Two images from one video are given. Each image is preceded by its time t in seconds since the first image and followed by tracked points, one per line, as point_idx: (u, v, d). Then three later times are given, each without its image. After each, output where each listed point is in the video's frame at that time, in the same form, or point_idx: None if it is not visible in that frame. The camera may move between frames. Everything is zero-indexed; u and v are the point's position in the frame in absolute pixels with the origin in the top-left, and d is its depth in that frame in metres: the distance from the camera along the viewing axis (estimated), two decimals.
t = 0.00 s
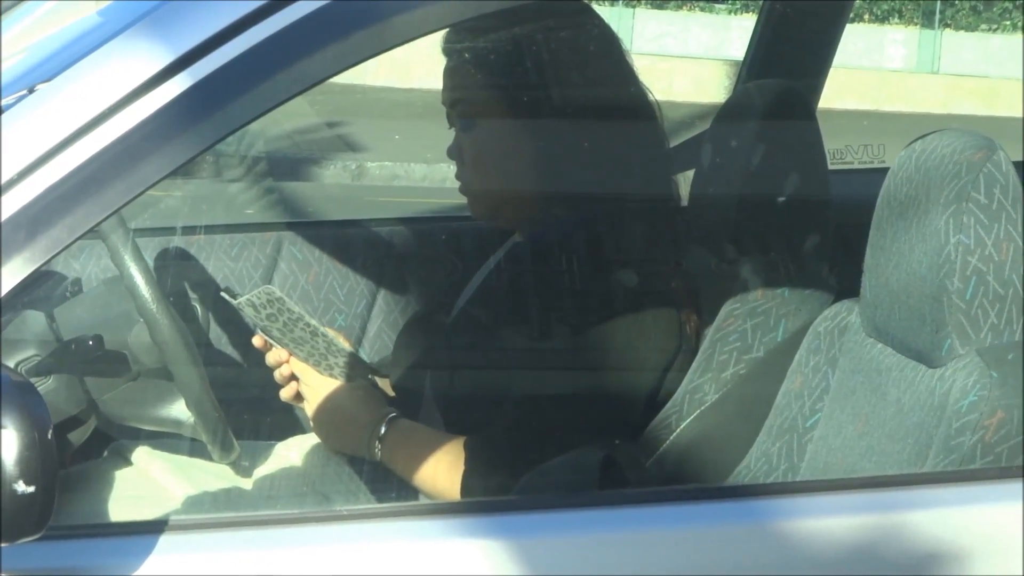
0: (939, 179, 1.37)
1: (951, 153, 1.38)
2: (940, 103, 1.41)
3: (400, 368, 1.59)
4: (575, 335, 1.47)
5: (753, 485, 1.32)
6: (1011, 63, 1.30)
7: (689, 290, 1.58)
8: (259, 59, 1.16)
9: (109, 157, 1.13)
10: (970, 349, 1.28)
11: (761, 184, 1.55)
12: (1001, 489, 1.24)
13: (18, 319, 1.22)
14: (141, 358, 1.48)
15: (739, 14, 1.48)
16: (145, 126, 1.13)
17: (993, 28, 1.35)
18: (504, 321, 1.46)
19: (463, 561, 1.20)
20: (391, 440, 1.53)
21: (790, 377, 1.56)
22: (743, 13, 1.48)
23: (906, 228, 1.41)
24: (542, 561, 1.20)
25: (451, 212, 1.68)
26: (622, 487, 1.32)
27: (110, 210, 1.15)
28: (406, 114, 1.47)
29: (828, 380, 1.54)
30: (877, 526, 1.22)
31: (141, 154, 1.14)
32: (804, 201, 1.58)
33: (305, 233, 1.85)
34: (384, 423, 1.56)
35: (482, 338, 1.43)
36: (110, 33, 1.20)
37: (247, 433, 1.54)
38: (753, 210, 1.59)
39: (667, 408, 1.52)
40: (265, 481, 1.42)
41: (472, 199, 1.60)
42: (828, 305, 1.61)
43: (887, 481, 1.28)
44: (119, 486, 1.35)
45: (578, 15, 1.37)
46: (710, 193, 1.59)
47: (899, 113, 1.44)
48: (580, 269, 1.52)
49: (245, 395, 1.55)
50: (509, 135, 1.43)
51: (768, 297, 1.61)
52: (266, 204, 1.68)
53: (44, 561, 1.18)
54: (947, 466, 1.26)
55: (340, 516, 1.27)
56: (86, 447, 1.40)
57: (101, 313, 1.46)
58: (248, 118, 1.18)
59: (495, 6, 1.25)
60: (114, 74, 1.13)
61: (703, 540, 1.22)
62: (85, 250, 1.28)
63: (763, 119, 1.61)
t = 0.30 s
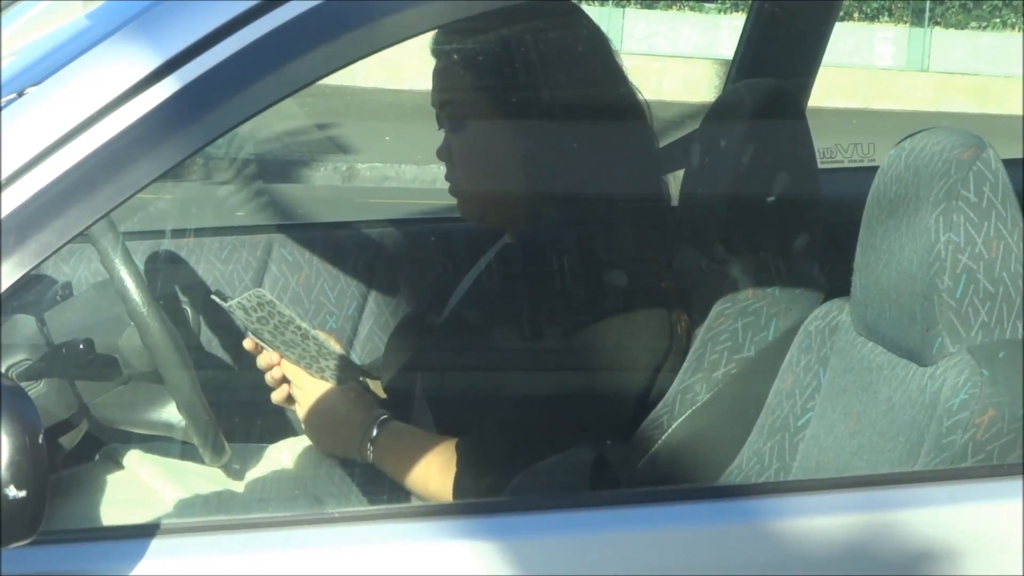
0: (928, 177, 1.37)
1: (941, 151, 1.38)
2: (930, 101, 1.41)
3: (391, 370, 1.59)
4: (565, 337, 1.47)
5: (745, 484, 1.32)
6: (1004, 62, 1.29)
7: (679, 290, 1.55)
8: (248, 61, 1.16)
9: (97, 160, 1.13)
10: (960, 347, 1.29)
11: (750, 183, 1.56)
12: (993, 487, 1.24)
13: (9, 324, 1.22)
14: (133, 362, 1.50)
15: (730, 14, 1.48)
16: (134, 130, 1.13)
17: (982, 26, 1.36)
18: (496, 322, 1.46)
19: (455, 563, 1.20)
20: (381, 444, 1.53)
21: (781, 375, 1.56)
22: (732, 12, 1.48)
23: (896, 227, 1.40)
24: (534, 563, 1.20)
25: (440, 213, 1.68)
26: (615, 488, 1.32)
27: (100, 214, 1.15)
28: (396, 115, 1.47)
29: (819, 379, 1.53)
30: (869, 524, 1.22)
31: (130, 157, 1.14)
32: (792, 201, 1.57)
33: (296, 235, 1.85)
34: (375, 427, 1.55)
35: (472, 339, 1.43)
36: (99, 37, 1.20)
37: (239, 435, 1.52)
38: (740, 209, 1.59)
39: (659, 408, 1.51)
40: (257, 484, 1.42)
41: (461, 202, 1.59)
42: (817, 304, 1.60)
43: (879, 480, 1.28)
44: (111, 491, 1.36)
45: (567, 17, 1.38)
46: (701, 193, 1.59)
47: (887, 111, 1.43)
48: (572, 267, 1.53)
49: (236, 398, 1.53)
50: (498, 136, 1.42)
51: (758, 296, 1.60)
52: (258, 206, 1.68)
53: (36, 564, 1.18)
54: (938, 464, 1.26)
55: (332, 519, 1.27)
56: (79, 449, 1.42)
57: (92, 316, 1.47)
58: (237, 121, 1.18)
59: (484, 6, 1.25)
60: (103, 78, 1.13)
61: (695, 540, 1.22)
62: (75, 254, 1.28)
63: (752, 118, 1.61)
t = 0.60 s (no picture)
0: (919, 178, 1.37)
1: (932, 153, 1.38)
2: (920, 103, 1.41)
3: (384, 373, 1.59)
4: (558, 339, 1.47)
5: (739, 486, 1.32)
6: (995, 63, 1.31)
7: (672, 290, 1.56)
8: (241, 65, 1.16)
9: (89, 165, 1.13)
10: (952, 348, 1.29)
11: (742, 184, 1.58)
12: (985, 488, 1.24)
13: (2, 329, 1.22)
14: (125, 366, 1.50)
15: (721, 15, 1.47)
16: (125, 135, 1.13)
17: (973, 27, 1.35)
18: (488, 323, 1.46)
19: (448, 566, 1.21)
20: (376, 446, 1.53)
21: (773, 377, 1.56)
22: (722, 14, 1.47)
23: (887, 227, 1.41)
24: (528, 565, 1.20)
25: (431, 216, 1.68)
26: (609, 490, 1.32)
27: (92, 219, 1.15)
28: (387, 119, 1.47)
29: (812, 380, 1.53)
30: (861, 525, 1.22)
31: (122, 162, 1.14)
32: (785, 202, 1.58)
33: (288, 239, 1.85)
34: (368, 430, 1.56)
35: (465, 342, 1.43)
36: (88, 41, 1.19)
37: (231, 438, 1.53)
38: (733, 211, 1.59)
39: (650, 412, 1.52)
40: (250, 487, 1.41)
41: (455, 206, 1.57)
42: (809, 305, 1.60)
43: (872, 481, 1.28)
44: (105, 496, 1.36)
45: (554, 19, 1.37)
46: (693, 194, 1.60)
47: (877, 113, 1.44)
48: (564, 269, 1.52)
49: (229, 402, 1.54)
50: (487, 137, 1.41)
51: (751, 297, 1.60)
52: (250, 210, 1.68)
53: (29, 568, 1.18)
54: (931, 465, 1.26)
55: (324, 523, 1.27)
56: (72, 453, 1.43)
57: (86, 321, 1.44)
58: (228, 126, 1.18)
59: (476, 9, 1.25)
60: (94, 83, 1.13)
61: (688, 541, 1.22)
62: (68, 259, 1.28)
63: (744, 119, 1.61)
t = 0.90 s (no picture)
0: (912, 176, 1.37)
1: (925, 151, 1.38)
2: (913, 101, 1.42)
3: (378, 374, 1.59)
4: (552, 341, 1.45)
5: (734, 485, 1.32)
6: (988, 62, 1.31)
7: (664, 291, 1.55)
8: (233, 68, 1.16)
9: (81, 169, 1.13)
10: (946, 347, 1.29)
11: (734, 184, 1.57)
12: (979, 487, 1.24)
13: None
14: (118, 368, 1.48)
15: (713, 15, 1.47)
16: (118, 137, 1.13)
17: (965, 25, 1.33)
18: (481, 326, 1.44)
19: (443, 567, 1.21)
20: (370, 448, 1.53)
21: (767, 376, 1.55)
22: (715, 14, 1.47)
23: (881, 226, 1.40)
24: (523, 566, 1.20)
25: (424, 218, 1.68)
26: (603, 491, 1.31)
27: (85, 223, 1.15)
28: (380, 120, 1.47)
29: (805, 379, 1.52)
30: (855, 525, 1.22)
31: (114, 166, 1.14)
32: (777, 203, 1.57)
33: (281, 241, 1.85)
34: (363, 432, 1.55)
35: (460, 343, 1.43)
36: (81, 45, 1.19)
37: (225, 441, 1.53)
38: (728, 211, 1.58)
39: (645, 411, 1.51)
40: (244, 490, 1.41)
41: (448, 206, 1.58)
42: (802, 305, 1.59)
43: (865, 480, 1.28)
44: (100, 498, 1.35)
45: (547, 20, 1.37)
46: (685, 194, 1.59)
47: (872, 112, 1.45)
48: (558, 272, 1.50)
49: (225, 405, 1.55)
50: (480, 138, 1.41)
51: (745, 297, 1.60)
52: (243, 212, 1.68)
53: (23, 571, 1.18)
54: (925, 463, 1.26)
55: (319, 525, 1.27)
56: (68, 456, 1.42)
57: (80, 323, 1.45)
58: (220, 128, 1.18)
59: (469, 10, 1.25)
60: (87, 86, 1.13)
61: (682, 542, 1.22)
62: (61, 262, 1.28)
63: (737, 118, 1.62)
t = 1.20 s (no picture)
0: (909, 172, 1.37)
1: (921, 147, 1.38)
2: (909, 97, 1.42)
3: (374, 370, 1.58)
4: (549, 336, 1.45)
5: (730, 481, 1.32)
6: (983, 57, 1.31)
7: (660, 286, 1.54)
8: (229, 64, 1.16)
9: (77, 165, 1.13)
10: (942, 342, 1.29)
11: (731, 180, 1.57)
12: (976, 482, 1.24)
13: None
14: (115, 364, 1.51)
15: (710, 11, 1.49)
16: (114, 133, 1.14)
17: (962, 21, 1.33)
18: (479, 321, 1.45)
19: (439, 562, 1.21)
20: (367, 443, 1.53)
21: (763, 373, 1.56)
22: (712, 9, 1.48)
23: (877, 222, 1.40)
24: (519, 561, 1.21)
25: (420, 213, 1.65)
26: (600, 486, 1.32)
27: (81, 218, 1.15)
28: (376, 116, 1.47)
29: (801, 375, 1.53)
30: (852, 519, 1.23)
31: (110, 162, 1.14)
32: (775, 198, 1.55)
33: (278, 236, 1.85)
34: (360, 427, 1.55)
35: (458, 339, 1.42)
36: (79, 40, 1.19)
37: (222, 437, 1.53)
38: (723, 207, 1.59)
39: (640, 408, 1.52)
40: (240, 486, 1.42)
41: (444, 203, 1.57)
42: (800, 300, 1.59)
43: (862, 475, 1.28)
44: (96, 494, 1.35)
45: (546, 15, 1.37)
46: (683, 189, 1.58)
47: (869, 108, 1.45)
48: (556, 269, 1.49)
49: (221, 399, 1.54)
50: (476, 134, 1.42)
51: (741, 292, 1.61)
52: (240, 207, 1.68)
53: (22, 566, 1.19)
54: (921, 458, 1.27)
55: (315, 520, 1.27)
56: (63, 453, 1.40)
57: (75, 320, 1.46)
58: (216, 125, 1.18)
59: (463, 7, 1.25)
60: (83, 82, 1.13)
61: (677, 537, 1.22)
62: (57, 258, 1.28)
63: (733, 114, 1.60)
